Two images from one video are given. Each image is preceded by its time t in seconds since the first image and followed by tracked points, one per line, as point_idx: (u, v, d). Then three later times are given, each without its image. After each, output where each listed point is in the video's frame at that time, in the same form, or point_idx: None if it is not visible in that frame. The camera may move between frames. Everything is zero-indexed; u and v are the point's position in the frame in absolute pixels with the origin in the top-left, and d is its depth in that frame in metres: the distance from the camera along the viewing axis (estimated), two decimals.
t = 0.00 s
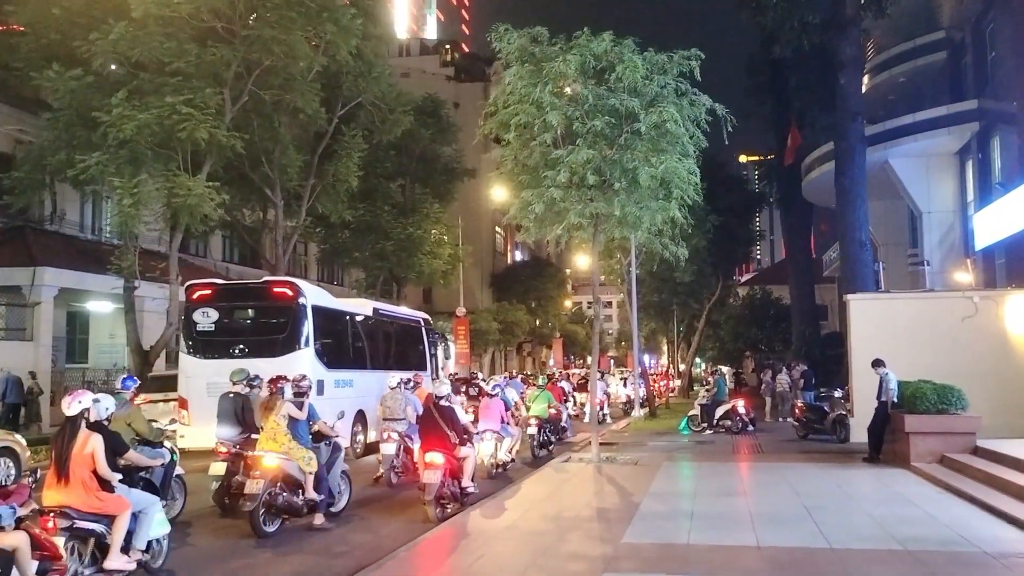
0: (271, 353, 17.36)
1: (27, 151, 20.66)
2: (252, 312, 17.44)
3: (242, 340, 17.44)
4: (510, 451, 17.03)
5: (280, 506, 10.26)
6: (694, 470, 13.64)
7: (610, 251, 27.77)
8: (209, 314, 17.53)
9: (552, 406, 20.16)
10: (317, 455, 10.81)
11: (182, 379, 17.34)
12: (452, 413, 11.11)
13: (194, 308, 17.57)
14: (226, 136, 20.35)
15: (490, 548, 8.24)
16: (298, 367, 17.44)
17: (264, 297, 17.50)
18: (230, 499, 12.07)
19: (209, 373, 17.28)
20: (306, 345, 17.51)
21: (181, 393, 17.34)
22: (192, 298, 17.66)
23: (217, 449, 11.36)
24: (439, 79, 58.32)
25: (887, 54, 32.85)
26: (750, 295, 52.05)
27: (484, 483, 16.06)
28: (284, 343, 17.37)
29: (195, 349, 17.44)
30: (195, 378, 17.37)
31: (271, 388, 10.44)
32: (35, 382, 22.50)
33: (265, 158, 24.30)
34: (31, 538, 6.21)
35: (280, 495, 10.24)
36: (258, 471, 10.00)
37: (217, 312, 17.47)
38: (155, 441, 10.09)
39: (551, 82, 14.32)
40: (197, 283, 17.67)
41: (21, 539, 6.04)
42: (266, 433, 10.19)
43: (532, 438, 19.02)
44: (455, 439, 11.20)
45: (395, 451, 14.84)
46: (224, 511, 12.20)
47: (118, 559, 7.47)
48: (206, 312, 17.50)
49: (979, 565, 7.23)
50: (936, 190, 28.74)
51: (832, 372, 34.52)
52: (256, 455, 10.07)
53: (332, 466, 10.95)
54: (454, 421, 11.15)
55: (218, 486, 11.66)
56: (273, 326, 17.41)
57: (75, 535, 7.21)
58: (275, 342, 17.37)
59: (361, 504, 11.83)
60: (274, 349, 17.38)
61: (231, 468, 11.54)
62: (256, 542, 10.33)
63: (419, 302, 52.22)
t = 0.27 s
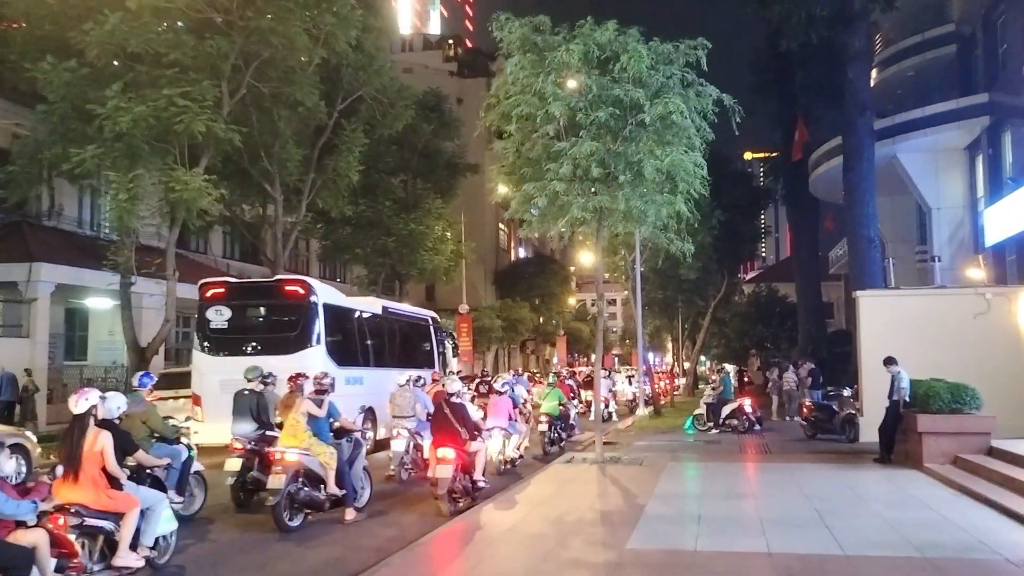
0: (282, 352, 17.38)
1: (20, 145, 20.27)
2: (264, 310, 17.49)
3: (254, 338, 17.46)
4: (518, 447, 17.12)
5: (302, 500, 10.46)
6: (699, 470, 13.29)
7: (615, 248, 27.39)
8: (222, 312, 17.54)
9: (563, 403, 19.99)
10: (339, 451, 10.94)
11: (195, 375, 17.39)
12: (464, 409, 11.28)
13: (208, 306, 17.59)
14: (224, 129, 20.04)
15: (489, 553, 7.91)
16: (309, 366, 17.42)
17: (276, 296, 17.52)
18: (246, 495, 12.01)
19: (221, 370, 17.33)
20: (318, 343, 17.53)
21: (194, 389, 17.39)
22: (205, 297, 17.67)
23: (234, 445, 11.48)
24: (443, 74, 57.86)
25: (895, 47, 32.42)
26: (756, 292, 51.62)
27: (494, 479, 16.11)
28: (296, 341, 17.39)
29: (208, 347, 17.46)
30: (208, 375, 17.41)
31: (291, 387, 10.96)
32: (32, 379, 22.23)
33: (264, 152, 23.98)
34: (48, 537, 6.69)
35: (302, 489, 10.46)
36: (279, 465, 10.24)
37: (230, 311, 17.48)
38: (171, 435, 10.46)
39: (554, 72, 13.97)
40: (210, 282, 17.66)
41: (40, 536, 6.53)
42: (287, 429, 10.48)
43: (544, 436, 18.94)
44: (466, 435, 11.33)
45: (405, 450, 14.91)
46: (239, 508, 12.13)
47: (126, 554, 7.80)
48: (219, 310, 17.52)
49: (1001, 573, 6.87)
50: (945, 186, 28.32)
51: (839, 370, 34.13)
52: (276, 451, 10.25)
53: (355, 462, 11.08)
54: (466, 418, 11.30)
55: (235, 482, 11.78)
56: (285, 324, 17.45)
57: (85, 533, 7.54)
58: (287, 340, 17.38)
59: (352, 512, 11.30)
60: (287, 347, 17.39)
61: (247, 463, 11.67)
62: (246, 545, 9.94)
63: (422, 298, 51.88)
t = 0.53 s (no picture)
0: (290, 356, 17.49)
1: (15, 145, 20.03)
2: (272, 314, 17.66)
3: (263, 342, 17.64)
4: (524, 449, 17.06)
5: (322, 501, 10.51)
6: (704, 476, 13.03)
7: (617, 250, 27.12)
8: (231, 317, 17.75)
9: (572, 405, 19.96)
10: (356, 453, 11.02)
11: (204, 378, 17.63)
12: (472, 411, 11.52)
13: (217, 311, 17.76)
14: (222, 129, 19.82)
15: (489, 562, 7.65)
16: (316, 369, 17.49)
17: (285, 300, 17.68)
18: (259, 496, 12.17)
19: (230, 374, 17.54)
20: (326, 347, 17.55)
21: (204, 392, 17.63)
22: (216, 302, 17.87)
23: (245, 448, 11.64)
24: (445, 77, 57.66)
25: (901, 48, 32.17)
26: (759, 295, 51.33)
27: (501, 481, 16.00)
28: (304, 346, 17.49)
29: (217, 350, 17.66)
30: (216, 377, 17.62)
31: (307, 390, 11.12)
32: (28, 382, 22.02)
33: (263, 154, 23.77)
34: (72, 540, 6.40)
35: (323, 491, 10.52)
36: (301, 466, 10.27)
37: (239, 315, 17.69)
38: (186, 438, 10.42)
39: (556, 70, 13.74)
40: (220, 286, 17.91)
41: (65, 540, 6.24)
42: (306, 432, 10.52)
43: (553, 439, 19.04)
44: (476, 438, 11.58)
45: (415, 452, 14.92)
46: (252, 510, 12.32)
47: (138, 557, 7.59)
48: (229, 314, 17.72)
49: None
50: (951, 187, 28.04)
51: (844, 374, 33.84)
52: (298, 453, 10.31)
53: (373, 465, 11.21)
54: (474, 420, 11.55)
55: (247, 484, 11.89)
56: (293, 328, 17.59)
57: (96, 535, 7.33)
58: (295, 344, 17.51)
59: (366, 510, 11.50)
60: (295, 351, 17.52)
61: (259, 466, 11.81)
62: (242, 551, 9.70)
63: (423, 301, 51.65)
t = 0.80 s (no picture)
0: (304, 354, 17.81)
1: (13, 142, 19.82)
2: (285, 314, 18.01)
3: (277, 340, 18.00)
4: (534, 446, 16.69)
5: (349, 495, 10.79)
6: (711, 476, 12.73)
7: (623, 247, 26.84)
8: (246, 316, 18.10)
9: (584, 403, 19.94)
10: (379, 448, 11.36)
11: (218, 377, 17.99)
12: (485, 406, 11.75)
13: (232, 310, 18.15)
14: (222, 125, 19.56)
15: (488, 568, 7.36)
16: (328, 368, 17.81)
17: (298, 300, 18.05)
18: (281, 489, 12.46)
19: (243, 374, 17.88)
20: (338, 346, 17.90)
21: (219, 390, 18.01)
22: (230, 301, 18.24)
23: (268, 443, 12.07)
24: (449, 75, 57.37)
25: (910, 43, 31.79)
26: (765, 294, 50.95)
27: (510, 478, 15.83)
28: (316, 344, 17.81)
29: (231, 347, 18.02)
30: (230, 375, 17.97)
31: (333, 387, 10.87)
32: (27, 381, 21.83)
33: (265, 150, 23.53)
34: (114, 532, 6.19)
35: (351, 484, 10.83)
36: (329, 463, 10.50)
37: (253, 314, 18.05)
38: (214, 434, 10.31)
39: (560, 62, 13.43)
40: (234, 286, 18.26)
41: (111, 532, 6.06)
42: (333, 428, 10.69)
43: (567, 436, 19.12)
44: (488, 433, 11.80)
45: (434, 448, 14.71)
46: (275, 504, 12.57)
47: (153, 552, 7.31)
48: (243, 313, 18.09)
49: None
50: (961, 184, 27.66)
51: (852, 373, 33.51)
52: (325, 448, 10.53)
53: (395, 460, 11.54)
54: (487, 415, 11.75)
55: (270, 479, 12.27)
56: (305, 327, 17.92)
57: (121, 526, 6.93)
58: (307, 342, 17.81)
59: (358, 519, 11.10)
60: (308, 350, 17.81)
61: (282, 460, 12.19)
62: (241, 553, 9.48)
63: (428, 300, 51.41)
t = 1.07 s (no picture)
0: (319, 357, 17.80)
1: (17, 143, 19.73)
2: (300, 317, 17.97)
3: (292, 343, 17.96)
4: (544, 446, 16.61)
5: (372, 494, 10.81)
6: (721, 480, 12.52)
7: (631, 248, 26.63)
8: (261, 319, 18.04)
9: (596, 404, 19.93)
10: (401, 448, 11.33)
11: (234, 380, 17.89)
12: (498, 405, 12.06)
13: (247, 313, 18.10)
14: (226, 125, 19.45)
15: None
16: (345, 370, 17.83)
17: (312, 303, 18.04)
18: (307, 488, 12.67)
19: (259, 375, 17.82)
20: (352, 348, 17.92)
21: (235, 392, 17.92)
22: (245, 304, 18.19)
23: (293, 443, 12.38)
24: (456, 76, 57.25)
25: (921, 41, 31.49)
26: (774, 295, 50.64)
27: (520, 480, 15.67)
28: (331, 347, 17.82)
29: (247, 349, 17.98)
30: (247, 378, 17.90)
31: (356, 387, 11.03)
32: (32, 383, 21.74)
33: (270, 151, 23.40)
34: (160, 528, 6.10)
35: (373, 483, 10.86)
36: (352, 461, 10.60)
37: (268, 317, 17.99)
38: (239, 434, 10.44)
39: (566, 59, 13.23)
40: (249, 289, 18.20)
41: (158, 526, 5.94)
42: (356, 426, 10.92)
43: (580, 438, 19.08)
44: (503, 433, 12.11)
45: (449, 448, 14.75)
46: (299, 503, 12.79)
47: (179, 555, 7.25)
48: (258, 317, 18.02)
49: None
50: (973, 184, 27.35)
51: (862, 375, 33.21)
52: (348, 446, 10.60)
53: (415, 460, 11.40)
54: (501, 415, 12.06)
55: (295, 478, 12.47)
56: (320, 329, 17.91)
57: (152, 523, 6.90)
58: (323, 345, 17.82)
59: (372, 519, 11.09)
60: (323, 352, 17.81)
61: (306, 460, 12.47)
62: (241, 556, 9.31)
63: (435, 302, 51.23)
